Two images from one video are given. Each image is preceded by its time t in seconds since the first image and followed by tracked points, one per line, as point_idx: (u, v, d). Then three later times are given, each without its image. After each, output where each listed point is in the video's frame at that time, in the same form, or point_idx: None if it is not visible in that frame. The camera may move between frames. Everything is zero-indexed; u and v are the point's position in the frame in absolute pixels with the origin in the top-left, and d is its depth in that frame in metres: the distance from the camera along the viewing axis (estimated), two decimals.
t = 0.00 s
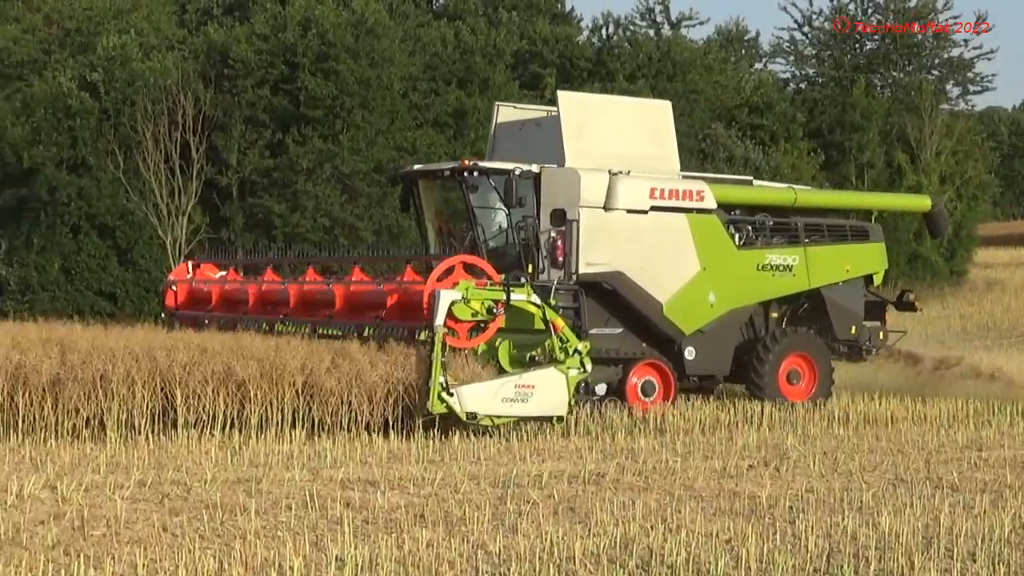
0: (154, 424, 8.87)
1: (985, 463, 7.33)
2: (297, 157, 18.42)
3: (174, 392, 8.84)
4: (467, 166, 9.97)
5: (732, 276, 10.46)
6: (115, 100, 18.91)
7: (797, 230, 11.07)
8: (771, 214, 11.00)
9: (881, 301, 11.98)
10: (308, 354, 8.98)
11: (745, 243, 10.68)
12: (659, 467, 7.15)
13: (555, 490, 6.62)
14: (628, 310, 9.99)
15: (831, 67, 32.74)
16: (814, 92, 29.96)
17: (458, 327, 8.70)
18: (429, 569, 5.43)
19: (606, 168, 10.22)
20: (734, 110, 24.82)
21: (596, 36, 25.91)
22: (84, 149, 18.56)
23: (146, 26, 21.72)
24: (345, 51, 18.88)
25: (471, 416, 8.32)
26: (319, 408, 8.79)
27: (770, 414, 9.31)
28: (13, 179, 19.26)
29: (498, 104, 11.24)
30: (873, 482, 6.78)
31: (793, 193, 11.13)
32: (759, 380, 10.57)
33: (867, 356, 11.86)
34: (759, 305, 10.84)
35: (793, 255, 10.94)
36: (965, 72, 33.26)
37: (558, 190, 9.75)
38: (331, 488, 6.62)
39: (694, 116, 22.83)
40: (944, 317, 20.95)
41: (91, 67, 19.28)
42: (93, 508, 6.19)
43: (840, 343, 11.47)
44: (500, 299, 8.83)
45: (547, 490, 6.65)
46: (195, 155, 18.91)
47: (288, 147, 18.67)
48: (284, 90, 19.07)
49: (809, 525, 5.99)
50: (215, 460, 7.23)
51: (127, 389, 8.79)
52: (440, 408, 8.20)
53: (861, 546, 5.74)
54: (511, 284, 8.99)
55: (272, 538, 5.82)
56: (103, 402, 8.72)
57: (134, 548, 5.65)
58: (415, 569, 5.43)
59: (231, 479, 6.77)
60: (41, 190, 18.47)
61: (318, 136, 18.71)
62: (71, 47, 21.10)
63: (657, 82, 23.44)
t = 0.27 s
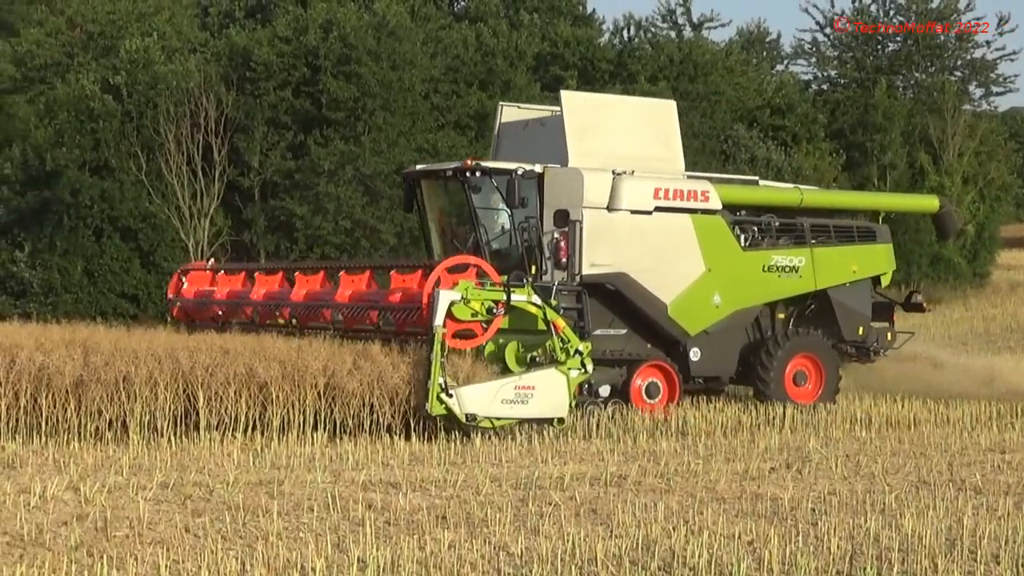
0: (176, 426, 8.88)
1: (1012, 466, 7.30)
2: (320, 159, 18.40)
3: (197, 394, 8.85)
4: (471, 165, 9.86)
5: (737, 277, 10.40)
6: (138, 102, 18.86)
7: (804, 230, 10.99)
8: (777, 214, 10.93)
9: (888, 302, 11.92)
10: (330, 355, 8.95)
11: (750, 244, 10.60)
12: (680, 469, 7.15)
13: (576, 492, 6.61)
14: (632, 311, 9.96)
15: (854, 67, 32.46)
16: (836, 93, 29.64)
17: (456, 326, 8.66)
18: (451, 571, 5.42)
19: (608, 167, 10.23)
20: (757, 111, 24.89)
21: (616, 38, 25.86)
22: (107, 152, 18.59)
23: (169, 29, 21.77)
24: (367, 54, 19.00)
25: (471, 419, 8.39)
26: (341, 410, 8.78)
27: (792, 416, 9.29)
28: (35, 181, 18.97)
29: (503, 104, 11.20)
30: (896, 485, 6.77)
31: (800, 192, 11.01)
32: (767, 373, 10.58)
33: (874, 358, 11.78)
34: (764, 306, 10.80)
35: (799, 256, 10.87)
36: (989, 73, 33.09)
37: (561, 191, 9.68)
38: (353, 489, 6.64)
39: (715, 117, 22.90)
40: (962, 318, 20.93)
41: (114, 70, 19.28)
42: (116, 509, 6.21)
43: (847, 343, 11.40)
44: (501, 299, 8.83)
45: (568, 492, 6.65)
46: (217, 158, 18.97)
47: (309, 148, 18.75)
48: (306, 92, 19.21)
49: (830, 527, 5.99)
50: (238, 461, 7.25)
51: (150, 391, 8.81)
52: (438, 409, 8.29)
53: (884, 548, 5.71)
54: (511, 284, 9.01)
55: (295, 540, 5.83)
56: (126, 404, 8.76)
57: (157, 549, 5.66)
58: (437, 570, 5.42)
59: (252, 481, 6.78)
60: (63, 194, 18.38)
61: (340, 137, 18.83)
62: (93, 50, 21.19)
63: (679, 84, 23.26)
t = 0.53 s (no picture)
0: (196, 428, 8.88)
1: None
2: (338, 161, 18.59)
3: (215, 396, 8.84)
4: (473, 166, 9.83)
5: (741, 278, 10.35)
6: (157, 105, 19.11)
7: (810, 231, 10.94)
8: (783, 214, 10.88)
9: (895, 304, 11.86)
10: (349, 357, 8.92)
11: (755, 245, 10.56)
12: (699, 470, 7.14)
13: (595, 493, 6.61)
14: (636, 312, 9.92)
15: (873, 68, 32.39)
16: (855, 94, 29.59)
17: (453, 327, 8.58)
18: (470, 572, 5.41)
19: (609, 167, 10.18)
20: (775, 112, 24.82)
21: (634, 39, 25.85)
22: (126, 153, 18.79)
23: (188, 32, 21.88)
24: (386, 55, 19.12)
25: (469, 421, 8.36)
26: (359, 410, 8.80)
27: (812, 417, 9.28)
28: (55, 183, 19.12)
29: (506, 105, 11.16)
30: (915, 486, 6.75)
31: (805, 193, 10.96)
32: (772, 376, 10.54)
33: (881, 360, 11.69)
34: (771, 307, 10.76)
35: (805, 256, 10.82)
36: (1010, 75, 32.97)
37: (562, 191, 9.64)
38: (372, 491, 6.64)
39: (734, 118, 23.01)
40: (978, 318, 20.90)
41: (133, 72, 19.54)
42: (136, 510, 6.23)
43: (853, 344, 11.34)
44: (499, 300, 8.75)
45: (587, 493, 6.66)
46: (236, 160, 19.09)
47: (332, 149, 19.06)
48: (325, 94, 19.45)
49: (850, 529, 5.97)
50: (256, 463, 7.26)
51: (169, 393, 8.82)
52: (437, 411, 8.25)
53: (903, 550, 5.69)
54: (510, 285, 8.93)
55: (314, 541, 5.83)
56: (145, 405, 8.77)
57: (177, 550, 5.66)
58: (456, 571, 5.41)
59: (271, 482, 6.79)
60: (83, 195, 18.53)
61: (359, 139, 18.98)
62: (113, 53, 21.35)
63: (697, 86, 23.08)
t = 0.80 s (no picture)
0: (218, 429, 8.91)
1: None
2: (360, 163, 18.67)
3: (237, 397, 8.86)
4: (474, 165, 9.76)
5: (746, 279, 10.30)
6: (179, 106, 19.33)
7: (815, 231, 10.89)
8: (788, 215, 10.83)
9: (902, 304, 11.81)
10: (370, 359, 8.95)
11: (760, 245, 10.51)
12: (721, 472, 7.14)
13: (617, 495, 6.61)
14: (640, 312, 9.87)
15: (895, 69, 32.36)
16: (877, 94, 29.55)
17: (451, 327, 8.51)
18: (491, 573, 5.40)
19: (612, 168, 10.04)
20: (796, 113, 24.76)
21: (654, 40, 25.85)
22: (148, 156, 19.07)
23: (210, 33, 21.98)
24: (407, 56, 19.30)
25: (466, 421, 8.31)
26: (381, 411, 8.81)
27: (835, 419, 9.25)
28: (77, 185, 19.59)
29: (509, 104, 11.04)
30: (938, 488, 6.74)
31: (810, 193, 10.91)
32: (777, 377, 10.50)
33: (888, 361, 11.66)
34: (776, 308, 10.71)
35: (810, 257, 10.78)
36: None
37: (564, 190, 9.58)
38: (393, 492, 6.65)
39: (756, 120, 23.15)
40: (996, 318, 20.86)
41: (155, 74, 19.90)
42: (158, 511, 6.25)
43: (859, 345, 11.31)
44: (497, 299, 8.68)
45: (608, 494, 6.66)
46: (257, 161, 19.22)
47: (352, 150, 19.20)
48: (346, 95, 19.68)
49: (872, 531, 5.96)
50: (278, 464, 7.28)
51: (190, 394, 8.83)
52: (433, 412, 8.20)
53: (926, 553, 5.67)
54: (509, 284, 8.87)
55: (335, 543, 5.83)
56: (167, 407, 8.78)
57: (198, 551, 5.67)
58: (478, 573, 5.40)
59: (293, 483, 6.80)
60: (106, 197, 18.96)
61: (380, 141, 19.11)
62: (135, 55, 21.50)
63: (719, 86, 23.44)
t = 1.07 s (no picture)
0: (238, 429, 8.95)
1: None
2: (380, 165, 18.81)
3: (257, 398, 8.88)
4: (473, 165, 9.67)
5: (748, 279, 10.28)
6: (198, 108, 19.32)
7: (819, 231, 10.86)
8: (791, 215, 10.81)
9: (908, 305, 11.75)
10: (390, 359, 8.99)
11: (763, 246, 10.49)
12: (741, 474, 7.12)
13: (637, 497, 6.61)
14: (641, 313, 9.85)
15: (915, 70, 32.31)
16: (897, 95, 29.51)
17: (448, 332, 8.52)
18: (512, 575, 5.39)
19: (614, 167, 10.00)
20: (816, 114, 24.70)
21: (674, 41, 25.83)
22: (168, 156, 19.23)
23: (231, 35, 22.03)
24: (426, 59, 19.43)
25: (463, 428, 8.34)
26: (399, 412, 8.82)
27: (856, 421, 9.23)
28: (99, 186, 19.86)
29: (510, 103, 10.99)
30: (959, 490, 6.73)
31: (814, 193, 10.88)
32: (780, 379, 10.44)
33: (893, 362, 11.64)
34: (779, 308, 10.69)
35: (814, 257, 10.75)
36: None
37: (563, 191, 9.50)
38: (413, 494, 6.65)
39: (775, 121, 23.18)
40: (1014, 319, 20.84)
41: (176, 76, 20.04)
42: (179, 512, 6.26)
43: (864, 347, 11.28)
44: (494, 305, 8.70)
45: (628, 495, 6.66)
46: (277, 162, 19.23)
47: (369, 153, 19.19)
48: (366, 97, 19.77)
49: (892, 533, 5.94)
50: (298, 465, 7.29)
51: (211, 395, 8.88)
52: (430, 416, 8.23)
53: (947, 555, 5.65)
54: (507, 290, 8.88)
55: (355, 544, 5.83)
56: (188, 408, 8.83)
57: (219, 552, 5.68)
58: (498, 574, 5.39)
59: (313, 485, 6.81)
60: (126, 198, 19.22)
61: (400, 143, 19.18)
62: (156, 57, 21.55)
63: (739, 87, 23.28)
